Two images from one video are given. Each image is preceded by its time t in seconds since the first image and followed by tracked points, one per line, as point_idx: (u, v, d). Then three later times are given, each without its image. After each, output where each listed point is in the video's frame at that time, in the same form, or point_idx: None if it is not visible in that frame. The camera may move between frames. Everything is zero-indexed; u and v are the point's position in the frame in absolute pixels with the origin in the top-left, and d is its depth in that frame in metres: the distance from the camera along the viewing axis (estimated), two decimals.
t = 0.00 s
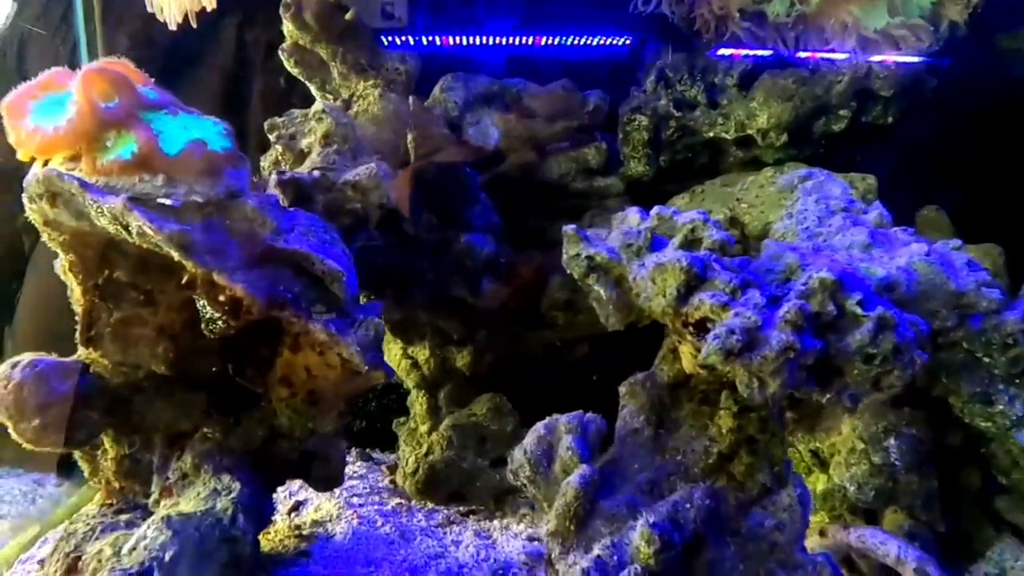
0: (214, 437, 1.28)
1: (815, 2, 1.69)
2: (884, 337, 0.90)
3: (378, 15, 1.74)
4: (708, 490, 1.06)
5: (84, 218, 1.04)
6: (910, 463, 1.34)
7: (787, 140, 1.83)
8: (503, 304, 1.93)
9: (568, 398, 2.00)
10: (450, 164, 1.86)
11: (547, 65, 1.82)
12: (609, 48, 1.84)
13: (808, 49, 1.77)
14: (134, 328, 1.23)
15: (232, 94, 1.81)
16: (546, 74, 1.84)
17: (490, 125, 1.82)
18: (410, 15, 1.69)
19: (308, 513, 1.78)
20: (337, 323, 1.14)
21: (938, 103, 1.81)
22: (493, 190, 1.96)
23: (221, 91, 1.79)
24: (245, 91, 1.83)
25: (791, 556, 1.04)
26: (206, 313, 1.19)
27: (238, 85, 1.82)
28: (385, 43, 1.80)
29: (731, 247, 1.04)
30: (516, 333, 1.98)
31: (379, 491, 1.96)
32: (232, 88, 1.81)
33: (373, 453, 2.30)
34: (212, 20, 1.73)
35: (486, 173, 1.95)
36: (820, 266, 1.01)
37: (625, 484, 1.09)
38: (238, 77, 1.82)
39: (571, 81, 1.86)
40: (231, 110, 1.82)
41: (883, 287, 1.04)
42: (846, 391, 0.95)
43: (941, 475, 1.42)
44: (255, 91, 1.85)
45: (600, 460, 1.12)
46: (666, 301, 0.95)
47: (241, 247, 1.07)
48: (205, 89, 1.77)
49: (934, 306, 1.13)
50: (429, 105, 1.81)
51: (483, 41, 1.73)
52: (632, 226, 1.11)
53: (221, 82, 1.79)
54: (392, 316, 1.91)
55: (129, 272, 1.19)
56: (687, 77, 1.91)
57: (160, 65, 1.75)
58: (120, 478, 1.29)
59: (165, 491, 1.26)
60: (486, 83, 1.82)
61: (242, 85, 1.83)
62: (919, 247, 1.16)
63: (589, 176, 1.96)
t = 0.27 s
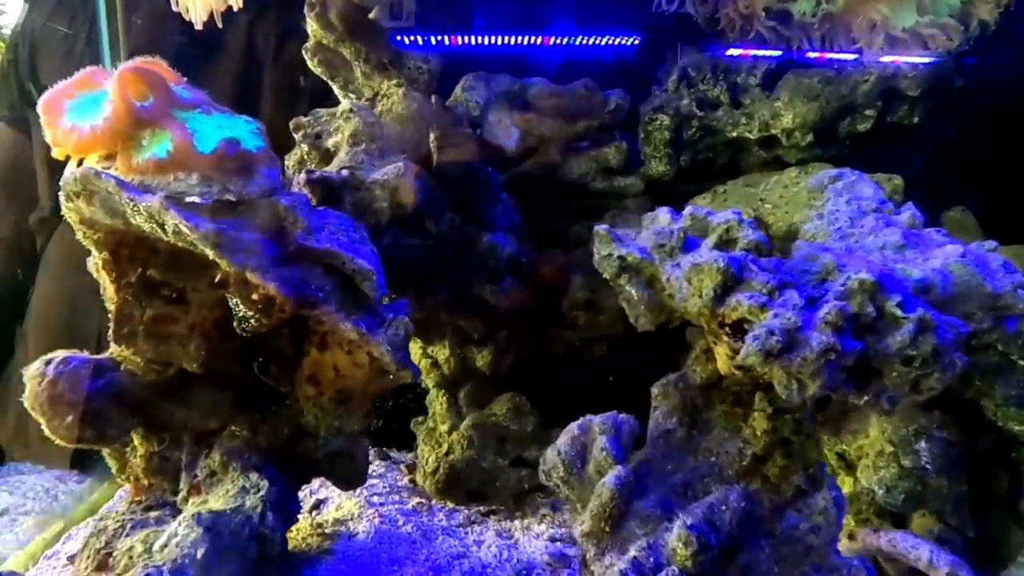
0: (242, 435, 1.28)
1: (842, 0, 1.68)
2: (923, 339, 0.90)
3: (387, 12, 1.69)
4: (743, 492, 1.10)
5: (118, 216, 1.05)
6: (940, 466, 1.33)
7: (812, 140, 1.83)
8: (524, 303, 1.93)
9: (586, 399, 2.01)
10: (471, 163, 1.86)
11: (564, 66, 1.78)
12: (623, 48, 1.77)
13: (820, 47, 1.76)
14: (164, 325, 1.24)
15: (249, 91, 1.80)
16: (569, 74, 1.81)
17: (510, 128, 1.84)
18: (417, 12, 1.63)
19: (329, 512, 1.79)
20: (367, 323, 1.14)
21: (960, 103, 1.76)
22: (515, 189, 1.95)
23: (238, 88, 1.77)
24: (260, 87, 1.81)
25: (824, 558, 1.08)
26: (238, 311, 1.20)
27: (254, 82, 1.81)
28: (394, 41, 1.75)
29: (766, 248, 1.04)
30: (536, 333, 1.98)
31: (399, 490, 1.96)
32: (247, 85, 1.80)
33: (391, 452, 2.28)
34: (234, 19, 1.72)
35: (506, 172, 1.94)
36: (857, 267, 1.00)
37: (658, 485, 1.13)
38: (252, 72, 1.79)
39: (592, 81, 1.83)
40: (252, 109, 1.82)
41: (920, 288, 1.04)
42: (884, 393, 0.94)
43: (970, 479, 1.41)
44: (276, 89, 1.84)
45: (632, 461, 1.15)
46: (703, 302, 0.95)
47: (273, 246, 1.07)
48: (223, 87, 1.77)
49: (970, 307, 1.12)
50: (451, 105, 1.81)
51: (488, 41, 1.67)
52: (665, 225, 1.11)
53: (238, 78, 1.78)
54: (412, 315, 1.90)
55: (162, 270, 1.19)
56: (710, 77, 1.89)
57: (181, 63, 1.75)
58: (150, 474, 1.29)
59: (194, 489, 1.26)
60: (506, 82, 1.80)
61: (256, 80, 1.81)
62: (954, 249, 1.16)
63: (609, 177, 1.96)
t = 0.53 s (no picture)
0: (262, 425, 1.28)
1: None
2: (950, 327, 0.90)
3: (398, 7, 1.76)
4: (767, 480, 1.12)
5: (142, 205, 1.05)
6: (958, 457, 1.33)
7: (827, 133, 1.79)
8: (537, 296, 1.93)
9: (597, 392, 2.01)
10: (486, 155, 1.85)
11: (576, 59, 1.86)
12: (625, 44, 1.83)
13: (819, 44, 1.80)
14: (188, 315, 1.25)
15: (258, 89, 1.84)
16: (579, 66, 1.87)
17: (524, 119, 1.83)
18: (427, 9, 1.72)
19: (344, 503, 1.79)
20: (389, 313, 1.14)
21: (978, 93, 1.80)
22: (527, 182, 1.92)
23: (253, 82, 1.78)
24: (262, 83, 1.86)
25: (848, 547, 1.10)
26: (261, 301, 1.23)
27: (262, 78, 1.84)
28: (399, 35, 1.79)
29: (791, 238, 1.04)
30: (549, 326, 1.98)
31: (412, 482, 1.96)
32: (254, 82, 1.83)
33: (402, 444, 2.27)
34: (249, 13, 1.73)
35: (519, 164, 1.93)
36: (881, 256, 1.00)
37: (681, 474, 1.16)
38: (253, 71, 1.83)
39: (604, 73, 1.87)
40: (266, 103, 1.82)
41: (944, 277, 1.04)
42: (910, 382, 0.94)
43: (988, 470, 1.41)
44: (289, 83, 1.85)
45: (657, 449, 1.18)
46: (728, 291, 0.96)
47: (296, 236, 1.08)
48: (234, 81, 1.79)
49: (992, 297, 1.12)
50: (462, 96, 1.84)
51: (509, 36, 1.77)
52: (686, 215, 1.11)
53: (245, 73, 1.81)
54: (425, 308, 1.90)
55: (184, 260, 1.20)
56: (723, 69, 1.88)
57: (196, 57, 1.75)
58: (170, 464, 1.30)
59: (214, 478, 1.26)
60: (518, 73, 1.84)
61: (258, 77, 1.85)
62: (976, 239, 1.16)
63: (620, 170, 1.92)
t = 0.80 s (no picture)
0: (275, 425, 1.29)
1: None
2: (966, 329, 0.90)
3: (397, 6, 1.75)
4: (784, 481, 1.13)
5: (161, 207, 1.06)
6: (968, 457, 1.34)
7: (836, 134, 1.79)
8: (545, 296, 1.94)
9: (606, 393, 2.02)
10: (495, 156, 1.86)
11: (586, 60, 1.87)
12: (625, 43, 1.83)
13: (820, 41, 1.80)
14: (202, 316, 1.25)
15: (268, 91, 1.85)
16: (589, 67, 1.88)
17: (532, 119, 1.84)
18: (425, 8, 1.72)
19: (352, 503, 1.80)
20: (404, 314, 1.15)
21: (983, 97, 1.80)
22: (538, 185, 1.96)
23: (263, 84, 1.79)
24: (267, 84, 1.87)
25: (862, 547, 1.11)
26: (277, 302, 1.22)
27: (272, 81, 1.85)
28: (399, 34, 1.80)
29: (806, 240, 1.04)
30: (557, 326, 1.99)
31: (420, 482, 1.97)
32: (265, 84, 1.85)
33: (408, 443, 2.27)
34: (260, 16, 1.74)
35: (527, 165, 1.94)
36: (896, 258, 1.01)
37: (697, 475, 1.19)
38: (256, 73, 1.87)
39: (612, 73, 1.89)
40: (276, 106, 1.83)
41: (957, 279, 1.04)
42: (924, 383, 0.95)
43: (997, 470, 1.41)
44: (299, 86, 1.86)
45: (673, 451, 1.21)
46: (744, 293, 0.98)
47: (312, 237, 1.08)
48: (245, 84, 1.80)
49: (1004, 298, 1.12)
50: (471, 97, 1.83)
51: (511, 36, 1.77)
52: (700, 217, 1.12)
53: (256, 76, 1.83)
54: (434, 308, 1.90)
55: (200, 261, 1.20)
56: (731, 70, 1.89)
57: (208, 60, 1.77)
58: (184, 464, 1.31)
59: (228, 479, 1.27)
60: (527, 74, 1.84)
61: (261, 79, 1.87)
62: (988, 240, 1.16)
63: (627, 170, 1.92)
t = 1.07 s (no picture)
0: (284, 424, 1.30)
1: None
2: (969, 328, 0.92)
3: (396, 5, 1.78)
4: (790, 479, 1.15)
5: (173, 208, 1.07)
6: (967, 454, 1.35)
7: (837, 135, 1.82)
8: (548, 296, 1.95)
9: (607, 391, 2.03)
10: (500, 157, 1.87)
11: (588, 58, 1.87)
12: (620, 42, 1.83)
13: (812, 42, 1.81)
14: (213, 317, 1.26)
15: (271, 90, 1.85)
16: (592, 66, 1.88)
17: (535, 119, 1.84)
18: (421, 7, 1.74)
19: (357, 501, 1.81)
20: (413, 314, 1.16)
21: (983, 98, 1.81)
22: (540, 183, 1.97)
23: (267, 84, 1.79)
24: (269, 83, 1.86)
25: (867, 543, 1.13)
26: (289, 303, 1.23)
27: (275, 80, 1.85)
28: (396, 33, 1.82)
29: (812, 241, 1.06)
30: (559, 325, 2.00)
31: (423, 480, 1.98)
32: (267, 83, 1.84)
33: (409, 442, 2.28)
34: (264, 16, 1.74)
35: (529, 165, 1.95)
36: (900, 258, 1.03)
37: (705, 472, 1.21)
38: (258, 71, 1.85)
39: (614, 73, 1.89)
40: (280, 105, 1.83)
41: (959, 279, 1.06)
42: (928, 381, 0.97)
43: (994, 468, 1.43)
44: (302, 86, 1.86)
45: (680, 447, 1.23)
46: (752, 293, 1.00)
47: (323, 238, 1.09)
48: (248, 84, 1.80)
49: (1005, 298, 1.14)
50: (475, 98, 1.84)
51: (506, 32, 1.78)
52: (707, 218, 1.14)
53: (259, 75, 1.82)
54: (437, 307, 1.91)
55: (212, 261, 1.21)
56: (732, 71, 1.89)
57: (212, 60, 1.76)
58: (194, 463, 1.32)
59: (237, 477, 1.28)
60: (528, 74, 1.83)
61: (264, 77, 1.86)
62: (989, 241, 1.18)
63: (629, 170, 1.93)
